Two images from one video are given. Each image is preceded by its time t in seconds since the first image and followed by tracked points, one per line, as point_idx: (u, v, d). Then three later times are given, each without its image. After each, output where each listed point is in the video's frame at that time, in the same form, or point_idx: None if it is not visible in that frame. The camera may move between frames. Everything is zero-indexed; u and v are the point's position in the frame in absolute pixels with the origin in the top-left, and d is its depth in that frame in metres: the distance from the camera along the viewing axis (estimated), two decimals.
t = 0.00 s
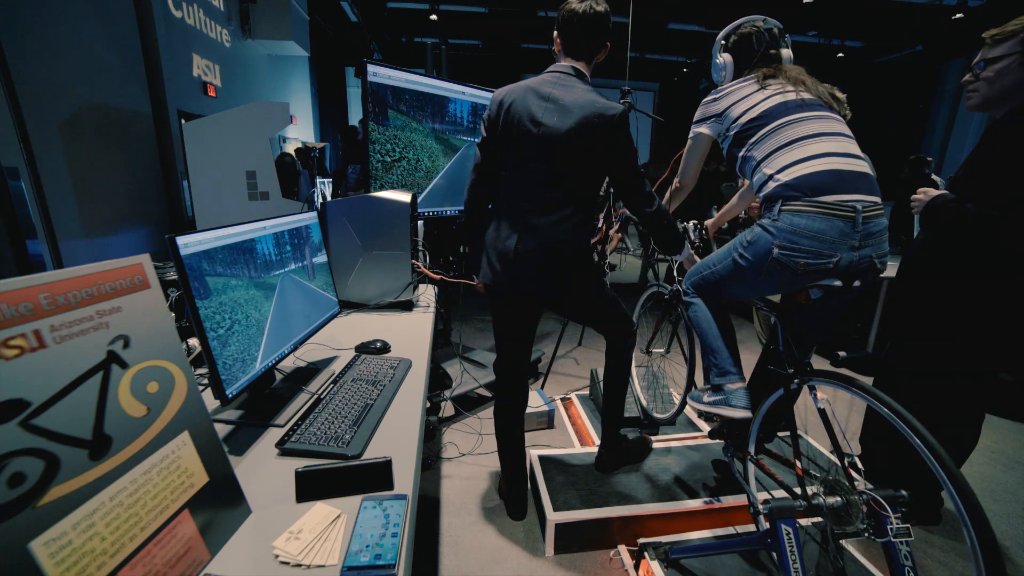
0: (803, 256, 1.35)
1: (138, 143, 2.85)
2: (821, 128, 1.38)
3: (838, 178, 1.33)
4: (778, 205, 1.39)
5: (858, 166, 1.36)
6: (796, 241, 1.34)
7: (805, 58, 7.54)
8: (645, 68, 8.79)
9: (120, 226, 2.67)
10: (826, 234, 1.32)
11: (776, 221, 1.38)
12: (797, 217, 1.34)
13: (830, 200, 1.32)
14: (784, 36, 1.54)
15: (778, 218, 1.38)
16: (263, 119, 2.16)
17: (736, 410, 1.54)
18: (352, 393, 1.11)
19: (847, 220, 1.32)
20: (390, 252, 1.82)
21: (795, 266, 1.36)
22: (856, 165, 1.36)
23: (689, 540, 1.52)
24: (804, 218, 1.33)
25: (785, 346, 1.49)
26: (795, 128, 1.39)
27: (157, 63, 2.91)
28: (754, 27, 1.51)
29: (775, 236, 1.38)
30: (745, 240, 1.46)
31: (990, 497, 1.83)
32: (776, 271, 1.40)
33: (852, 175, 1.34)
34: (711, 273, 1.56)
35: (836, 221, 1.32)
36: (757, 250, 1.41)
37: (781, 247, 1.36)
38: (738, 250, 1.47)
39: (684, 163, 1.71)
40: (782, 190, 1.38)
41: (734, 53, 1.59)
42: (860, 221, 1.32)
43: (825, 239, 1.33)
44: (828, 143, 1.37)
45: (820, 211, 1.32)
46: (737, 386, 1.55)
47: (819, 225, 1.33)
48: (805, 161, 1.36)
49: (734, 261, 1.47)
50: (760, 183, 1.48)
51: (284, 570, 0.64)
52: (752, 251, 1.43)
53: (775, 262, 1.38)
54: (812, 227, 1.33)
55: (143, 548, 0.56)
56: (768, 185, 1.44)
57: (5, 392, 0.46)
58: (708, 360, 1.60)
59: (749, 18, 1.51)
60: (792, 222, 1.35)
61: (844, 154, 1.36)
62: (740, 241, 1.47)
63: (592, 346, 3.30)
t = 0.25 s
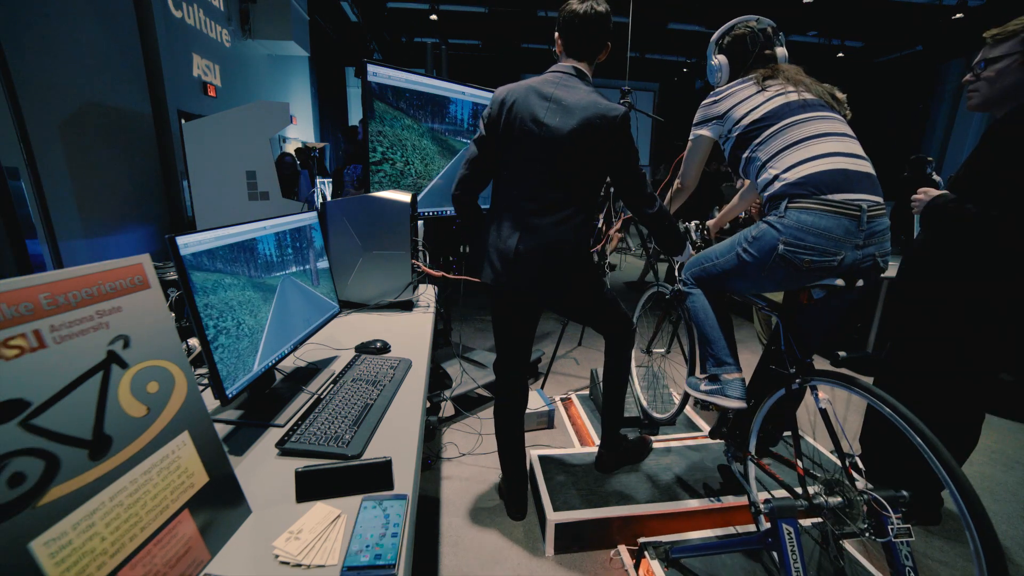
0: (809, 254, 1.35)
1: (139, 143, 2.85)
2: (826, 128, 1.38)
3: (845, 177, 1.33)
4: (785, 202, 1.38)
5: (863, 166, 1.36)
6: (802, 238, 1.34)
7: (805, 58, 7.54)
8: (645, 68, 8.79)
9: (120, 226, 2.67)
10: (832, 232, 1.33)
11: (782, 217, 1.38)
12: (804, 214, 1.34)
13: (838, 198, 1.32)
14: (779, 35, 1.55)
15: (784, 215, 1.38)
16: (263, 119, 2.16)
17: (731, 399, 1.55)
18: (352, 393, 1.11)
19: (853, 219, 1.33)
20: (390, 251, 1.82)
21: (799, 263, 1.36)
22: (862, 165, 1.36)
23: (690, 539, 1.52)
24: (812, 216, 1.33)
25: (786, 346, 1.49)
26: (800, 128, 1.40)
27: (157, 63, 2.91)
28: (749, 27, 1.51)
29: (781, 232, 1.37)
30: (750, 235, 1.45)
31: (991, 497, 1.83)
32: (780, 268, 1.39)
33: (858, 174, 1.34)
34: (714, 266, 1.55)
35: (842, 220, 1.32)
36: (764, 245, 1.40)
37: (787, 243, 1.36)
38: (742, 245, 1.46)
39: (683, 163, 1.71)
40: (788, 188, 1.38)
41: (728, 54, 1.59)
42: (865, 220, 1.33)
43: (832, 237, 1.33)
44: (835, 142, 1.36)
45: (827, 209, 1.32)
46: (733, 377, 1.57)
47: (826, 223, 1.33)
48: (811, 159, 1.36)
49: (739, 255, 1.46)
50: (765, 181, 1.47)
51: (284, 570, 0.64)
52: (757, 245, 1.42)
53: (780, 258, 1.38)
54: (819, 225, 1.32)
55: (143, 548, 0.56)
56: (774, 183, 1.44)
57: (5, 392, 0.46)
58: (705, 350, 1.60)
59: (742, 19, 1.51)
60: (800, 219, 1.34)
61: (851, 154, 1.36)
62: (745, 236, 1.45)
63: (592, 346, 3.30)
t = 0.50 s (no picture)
0: (810, 253, 1.35)
1: (138, 143, 2.85)
2: (827, 128, 1.38)
3: (847, 177, 1.33)
4: (787, 201, 1.38)
5: (865, 167, 1.36)
6: (804, 238, 1.34)
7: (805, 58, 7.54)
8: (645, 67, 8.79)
9: (119, 225, 2.67)
10: (834, 232, 1.33)
11: (785, 216, 1.37)
12: (806, 214, 1.34)
13: (840, 198, 1.32)
14: (775, 37, 1.54)
15: (786, 214, 1.37)
16: (263, 119, 2.16)
17: (723, 393, 1.59)
18: (352, 392, 1.11)
19: (854, 219, 1.33)
20: (390, 251, 1.82)
21: (800, 262, 1.36)
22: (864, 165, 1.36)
23: (690, 539, 1.52)
24: (814, 215, 1.33)
25: (786, 346, 1.49)
26: (803, 128, 1.40)
27: (157, 63, 2.91)
28: (746, 28, 1.51)
29: (783, 231, 1.36)
30: (752, 233, 1.44)
31: (991, 497, 1.83)
32: (782, 267, 1.39)
33: (860, 175, 1.34)
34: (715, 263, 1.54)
35: (844, 220, 1.32)
36: (766, 243, 1.40)
37: (788, 242, 1.36)
38: (744, 242, 1.45)
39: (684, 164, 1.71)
40: (791, 187, 1.37)
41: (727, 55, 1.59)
42: (866, 220, 1.33)
43: (833, 237, 1.33)
44: (838, 142, 1.36)
45: (830, 209, 1.32)
46: (727, 371, 1.59)
47: (828, 223, 1.33)
48: (813, 159, 1.36)
49: (741, 252, 1.45)
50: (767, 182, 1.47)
51: (284, 570, 0.64)
52: (759, 244, 1.41)
53: (781, 257, 1.37)
54: (821, 224, 1.32)
55: (143, 548, 0.56)
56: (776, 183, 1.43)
57: (4, 392, 0.45)
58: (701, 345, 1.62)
59: (739, 21, 1.51)
60: (803, 219, 1.34)
61: (853, 154, 1.36)
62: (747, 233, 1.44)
63: (592, 346, 3.30)
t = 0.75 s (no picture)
0: (808, 254, 1.35)
1: (138, 143, 2.85)
2: (826, 128, 1.38)
3: (845, 177, 1.33)
4: (785, 201, 1.38)
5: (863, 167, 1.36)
6: (802, 238, 1.34)
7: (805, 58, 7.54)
8: (645, 67, 8.79)
9: (119, 225, 2.67)
10: (832, 232, 1.33)
11: (783, 216, 1.38)
12: (804, 214, 1.34)
13: (838, 199, 1.32)
14: (775, 41, 1.54)
15: (784, 214, 1.37)
16: (263, 119, 2.16)
17: (715, 390, 1.61)
18: (352, 392, 1.11)
19: (853, 220, 1.32)
20: (390, 251, 1.82)
21: (797, 262, 1.36)
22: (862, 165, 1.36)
23: (690, 539, 1.52)
24: (812, 215, 1.33)
25: (786, 346, 1.49)
26: (802, 128, 1.40)
27: (157, 62, 2.91)
28: (747, 30, 1.52)
29: (781, 231, 1.37)
30: (750, 232, 1.44)
31: (990, 497, 1.83)
32: (780, 266, 1.39)
33: (858, 175, 1.34)
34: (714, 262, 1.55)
35: (843, 220, 1.32)
36: (763, 243, 1.40)
37: (786, 242, 1.36)
38: (742, 241, 1.45)
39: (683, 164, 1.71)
40: (790, 187, 1.37)
41: (728, 55, 1.59)
42: (865, 221, 1.33)
43: (831, 238, 1.33)
44: (836, 143, 1.36)
45: (828, 209, 1.32)
46: (721, 370, 1.61)
47: (826, 223, 1.32)
48: (812, 159, 1.36)
49: (738, 252, 1.46)
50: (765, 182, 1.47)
51: (284, 570, 0.64)
52: (757, 243, 1.41)
53: (779, 257, 1.38)
54: (819, 225, 1.32)
55: (144, 548, 0.56)
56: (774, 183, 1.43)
57: (4, 392, 0.45)
58: (697, 342, 1.64)
59: (740, 22, 1.52)
60: (800, 219, 1.34)
61: (851, 154, 1.36)
62: (746, 232, 1.45)
63: (592, 346, 3.30)
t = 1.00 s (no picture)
0: (806, 255, 1.35)
1: (138, 143, 2.85)
2: (824, 129, 1.38)
3: (843, 178, 1.33)
4: (783, 203, 1.38)
5: (861, 167, 1.36)
6: (800, 239, 1.34)
7: (805, 58, 7.54)
8: (645, 67, 8.79)
9: (119, 225, 2.67)
10: (829, 232, 1.32)
11: (780, 217, 1.38)
12: (801, 215, 1.34)
13: (836, 199, 1.32)
14: (774, 40, 1.55)
15: (782, 215, 1.38)
16: (263, 119, 2.16)
17: (706, 391, 1.64)
18: (352, 393, 1.11)
19: (851, 220, 1.32)
20: (390, 251, 1.82)
21: (797, 264, 1.36)
22: (860, 166, 1.36)
23: (690, 539, 1.52)
24: (809, 217, 1.33)
25: (785, 346, 1.49)
26: (800, 128, 1.40)
27: (156, 62, 2.91)
28: (745, 30, 1.51)
29: (778, 232, 1.37)
30: (749, 235, 1.45)
31: (990, 497, 1.84)
32: (779, 268, 1.39)
33: (856, 175, 1.34)
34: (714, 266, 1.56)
35: (841, 221, 1.31)
36: (761, 245, 1.41)
37: (785, 244, 1.36)
38: (741, 243, 1.46)
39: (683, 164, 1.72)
40: (787, 188, 1.38)
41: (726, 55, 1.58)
42: (864, 221, 1.32)
43: (829, 238, 1.33)
44: (834, 143, 1.36)
45: (825, 210, 1.32)
46: (714, 372, 1.63)
47: (823, 224, 1.32)
48: (809, 160, 1.36)
49: (738, 253, 1.46)
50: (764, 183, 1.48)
51: (283, 570, 0.64)
52: (756, 245, 1.42)
53: (778, 259, 1.38)
54: (817, 226, 1.32)
55: (144, 547, 0.56)
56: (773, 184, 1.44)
57: (4, 392, 0.45)
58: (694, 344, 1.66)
59: (739, 22, 1.51)
60: (798, 220, 1.34)
61: (849, 155, 1.35)
62: (745, 234, 1.45)
63: (592, 346, 3.30)
